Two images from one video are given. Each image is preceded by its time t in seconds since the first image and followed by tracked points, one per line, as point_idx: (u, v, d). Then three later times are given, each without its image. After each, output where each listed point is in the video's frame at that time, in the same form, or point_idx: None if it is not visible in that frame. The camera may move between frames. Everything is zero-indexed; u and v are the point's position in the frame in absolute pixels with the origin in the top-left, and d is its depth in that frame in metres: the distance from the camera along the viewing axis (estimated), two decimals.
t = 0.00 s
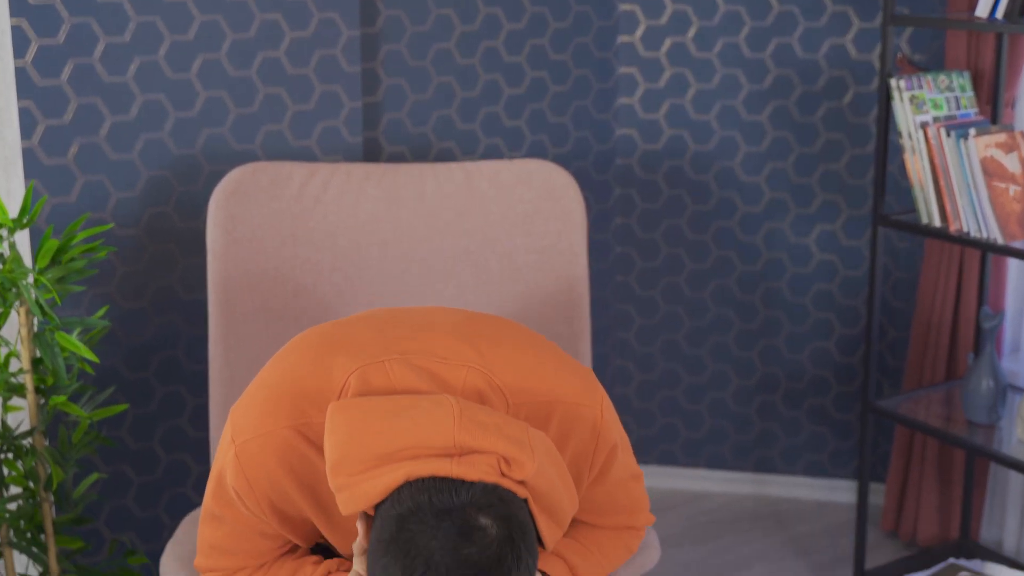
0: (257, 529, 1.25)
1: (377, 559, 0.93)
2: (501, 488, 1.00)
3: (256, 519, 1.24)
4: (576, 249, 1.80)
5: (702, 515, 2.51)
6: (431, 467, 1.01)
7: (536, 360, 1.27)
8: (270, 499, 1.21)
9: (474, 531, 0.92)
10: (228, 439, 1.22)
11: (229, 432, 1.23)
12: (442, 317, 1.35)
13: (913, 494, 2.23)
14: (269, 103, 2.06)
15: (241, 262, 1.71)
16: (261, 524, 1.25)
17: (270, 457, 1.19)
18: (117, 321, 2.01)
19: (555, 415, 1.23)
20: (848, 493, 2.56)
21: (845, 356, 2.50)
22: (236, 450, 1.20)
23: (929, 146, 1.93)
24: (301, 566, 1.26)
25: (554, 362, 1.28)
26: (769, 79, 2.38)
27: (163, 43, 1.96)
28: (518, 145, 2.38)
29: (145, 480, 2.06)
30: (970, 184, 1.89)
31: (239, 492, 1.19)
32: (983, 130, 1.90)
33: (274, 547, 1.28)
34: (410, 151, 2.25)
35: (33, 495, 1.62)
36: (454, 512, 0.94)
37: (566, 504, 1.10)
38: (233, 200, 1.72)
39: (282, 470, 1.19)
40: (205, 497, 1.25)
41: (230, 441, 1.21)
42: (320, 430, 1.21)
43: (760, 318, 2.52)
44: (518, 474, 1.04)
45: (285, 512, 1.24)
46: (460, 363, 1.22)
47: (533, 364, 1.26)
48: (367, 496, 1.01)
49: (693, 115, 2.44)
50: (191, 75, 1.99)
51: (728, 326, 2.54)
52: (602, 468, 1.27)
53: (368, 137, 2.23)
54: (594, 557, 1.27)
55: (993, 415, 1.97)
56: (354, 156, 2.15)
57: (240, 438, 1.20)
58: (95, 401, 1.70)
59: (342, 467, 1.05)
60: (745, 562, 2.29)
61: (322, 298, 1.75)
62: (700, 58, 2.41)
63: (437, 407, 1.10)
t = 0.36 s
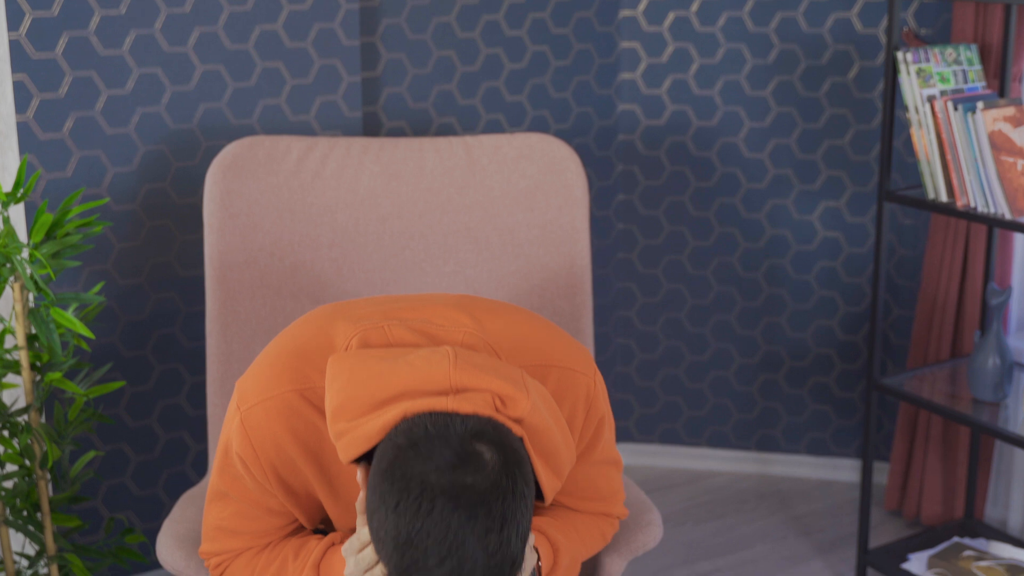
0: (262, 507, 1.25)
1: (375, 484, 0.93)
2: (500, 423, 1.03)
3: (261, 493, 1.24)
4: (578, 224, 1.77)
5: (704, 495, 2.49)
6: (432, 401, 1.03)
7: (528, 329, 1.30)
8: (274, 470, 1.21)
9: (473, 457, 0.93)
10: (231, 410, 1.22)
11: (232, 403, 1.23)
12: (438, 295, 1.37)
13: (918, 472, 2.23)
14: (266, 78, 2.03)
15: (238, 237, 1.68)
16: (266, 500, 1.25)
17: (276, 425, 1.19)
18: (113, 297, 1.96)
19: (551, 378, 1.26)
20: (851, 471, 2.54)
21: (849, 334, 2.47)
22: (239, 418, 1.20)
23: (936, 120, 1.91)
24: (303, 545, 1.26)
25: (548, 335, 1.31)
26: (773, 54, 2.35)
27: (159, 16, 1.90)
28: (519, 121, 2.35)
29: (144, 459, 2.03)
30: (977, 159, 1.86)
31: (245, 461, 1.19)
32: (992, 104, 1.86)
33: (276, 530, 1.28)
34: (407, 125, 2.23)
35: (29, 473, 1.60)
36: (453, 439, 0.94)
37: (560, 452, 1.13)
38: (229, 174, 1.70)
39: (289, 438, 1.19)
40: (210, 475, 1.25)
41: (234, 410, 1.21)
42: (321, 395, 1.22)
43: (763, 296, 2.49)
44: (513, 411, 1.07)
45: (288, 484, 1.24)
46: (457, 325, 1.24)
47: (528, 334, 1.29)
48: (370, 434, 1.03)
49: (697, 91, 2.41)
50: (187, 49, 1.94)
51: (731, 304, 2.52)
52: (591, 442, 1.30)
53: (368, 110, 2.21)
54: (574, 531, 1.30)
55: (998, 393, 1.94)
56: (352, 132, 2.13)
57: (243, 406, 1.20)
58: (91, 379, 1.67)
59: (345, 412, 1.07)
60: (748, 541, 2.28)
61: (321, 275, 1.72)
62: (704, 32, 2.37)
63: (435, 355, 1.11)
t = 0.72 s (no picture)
0: (263, 479, 1.30)
1: (377, 395, 1.08)
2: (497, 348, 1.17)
3: (263, 463, 1.30)
4: (579, 204, 1.75)
5: (706, 478, 2.48)
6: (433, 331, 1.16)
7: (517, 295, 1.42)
8: (276, 432, 1.30)
9: (468, 374, 1.07)
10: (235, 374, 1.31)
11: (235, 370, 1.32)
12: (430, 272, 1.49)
13: (922, 457, 2.21)
14: (264, 56, 1.99)
15: (234, 216, 1.66)
16: (268, 471, 1.30)
17: (276, 385, 1.29)
18: (109, 278, 1.93)
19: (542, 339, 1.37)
20: (855, 455, 2.53)
21: (852, 316, 2.45)
22: (243, 378, 1.29)
23: (944, 98, 1.88)
24: (302, 517, 1.32)
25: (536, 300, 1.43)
26: (778, 32, 2.31)
27: None
28: (520, 101, 2.31)
29: (141, 442, 2.01)
30: (986, 138, 1.83)
31: (247, 422, 1.28)
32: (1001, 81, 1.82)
33: (276, 505, 1.32)
34: (407, 104, 2.19)
35: (24, 457, 1.57)
36: (452, 355, 1.09)
37: (555, 390, 1.25)
38: (225, 152, 1.67)
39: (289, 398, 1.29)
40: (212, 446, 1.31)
41: (238, 372, 1.30)
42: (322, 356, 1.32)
43: (766, 278, 2.47)
44: (508, 341, 1.22)
45: (290, 449, 1.32)
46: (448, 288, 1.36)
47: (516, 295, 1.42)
48: (368, 366, 1.16)
49: (700, 70, 2.37)
50: (184, 27, 1.90)
51: (733, 286, 2.49)
52: (577, 412, 1.39)
53: (366, 89, 2.17)
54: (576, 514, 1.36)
55: (1005, 376, 1.92)
56: (350, 111, 2.09)
57: (248, 368, 1.30)
58: (86, 361, 1.64)
59: (349, 350, 1.20)
60: (751, 525, 2.26)
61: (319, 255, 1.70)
62: (708, 10, 2.34)
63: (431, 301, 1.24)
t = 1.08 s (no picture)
0: (262, 439, 1.33)
1: (370, 283, 1.12)
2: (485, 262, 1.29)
3: (262, 423, 1.33)
4: (582, 186, 1.72)
5: (708, 464, 2.45)
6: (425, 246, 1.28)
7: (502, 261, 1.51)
8: (276, 387, 1.34)
9: (458, 265, 1.12)
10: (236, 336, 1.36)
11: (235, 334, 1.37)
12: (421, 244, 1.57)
13: (927, 443, 2.19)
14: (260, 37, 1.96)
15: (232, 199, 1.63)
16: (268, 433, 1.33)
17: (276, 341, 1.34)
18: (105, 262, 1.90)
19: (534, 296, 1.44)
20: (859, 441, 2.50)
21: (856, 301, 2.42)
22: (243, 334, 1.34)
23: (952, 79, 1.85)
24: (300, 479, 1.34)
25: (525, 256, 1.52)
26: (783, 13, 2.28)
27: None
28: (522, 83, 2.28)
29: (137, 427, 1.99)
30: (994, 119, 1.80)
31: (247, 376, 1.32)
32: (1009, 62, 1.80)
33: (273, 468, 1.34)
34: (407, 85, 2.16)
35: (17, 442, 1.55)
36: (442, 251, 1.12)
37: (540, 311, 1.35)
38: (222, 134, 1.64)
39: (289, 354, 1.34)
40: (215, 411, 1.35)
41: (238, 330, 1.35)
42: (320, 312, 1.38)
43: (770, 262, 2.44)
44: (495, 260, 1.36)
45: (290, 409, 1.36)
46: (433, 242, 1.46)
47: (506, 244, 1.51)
48: (364, 281, 1.25)
49: (703, 51, 2.34)
50: (179, 6, 1.87)
51: (737, 270, 2.46)
52: (567, 374, 1.44)
53: (364, 71, 2.14)
54: (575, 480, 1.37)
55: (1012, 361, 1.89)
56: (349, 93, 2.06)
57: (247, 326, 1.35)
58: (81, 345, 1.62)
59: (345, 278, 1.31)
60: (754, 512, 2.24)
61: (317, 237, 1.67)
62: None
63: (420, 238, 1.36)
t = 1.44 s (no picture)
0: (263, 397, 1.35)
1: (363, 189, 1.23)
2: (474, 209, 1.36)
3: (263, 380, 1.35)
4: (584, 179, 1.69)
5: (711, 459, 2.43)
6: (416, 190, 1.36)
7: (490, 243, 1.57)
8: (276, 344, 1.37)
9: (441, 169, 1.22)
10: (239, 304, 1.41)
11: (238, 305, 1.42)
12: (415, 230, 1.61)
13: (934, 436, 2.17)
14: (258, 25, 1.92)
15: (227, 190, 1.60)
16: (269, 391, 1.35)
17: (275, 300, 1.38)
18: (101, 254, 1.87)
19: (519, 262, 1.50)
20: (865, 436, 2.48)
21: (862, 294, 2.39)
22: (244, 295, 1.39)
23: (960, 67, 1.81)
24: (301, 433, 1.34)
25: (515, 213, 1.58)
26: (788, 2, 2.25)
27: None
28: (524, 73, 2.25)
29: (134, 422, 1.96)
30: (1004, 109, 1.77)
31: (248, 331, 1.36)
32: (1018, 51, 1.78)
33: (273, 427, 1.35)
34: (407, 75, 2.13)
35: (11, 437, 1.53)
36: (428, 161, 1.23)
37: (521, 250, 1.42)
38: (218, 123, 1.61)
39: (289, 311, 1.38)
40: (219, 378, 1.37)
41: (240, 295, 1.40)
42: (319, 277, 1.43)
43: (774, 255, 2.41)
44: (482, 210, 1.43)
45: (291, 370, 1.39)
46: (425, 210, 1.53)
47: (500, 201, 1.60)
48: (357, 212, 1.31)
49: (707, 41, 2.31)
50: None
51: (741, 263, 2.44)
52: (554, 337, 1.47)
53: (364, 60, 2.11)
54: (567, 441, 1.38)
55: (1021, 355, 1.87)
56: (348, 83, 2.03)
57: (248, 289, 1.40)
58: (75, 338, 1.59)
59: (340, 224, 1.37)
60: (758, 508, 2.22)
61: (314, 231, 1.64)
62: None
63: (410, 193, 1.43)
